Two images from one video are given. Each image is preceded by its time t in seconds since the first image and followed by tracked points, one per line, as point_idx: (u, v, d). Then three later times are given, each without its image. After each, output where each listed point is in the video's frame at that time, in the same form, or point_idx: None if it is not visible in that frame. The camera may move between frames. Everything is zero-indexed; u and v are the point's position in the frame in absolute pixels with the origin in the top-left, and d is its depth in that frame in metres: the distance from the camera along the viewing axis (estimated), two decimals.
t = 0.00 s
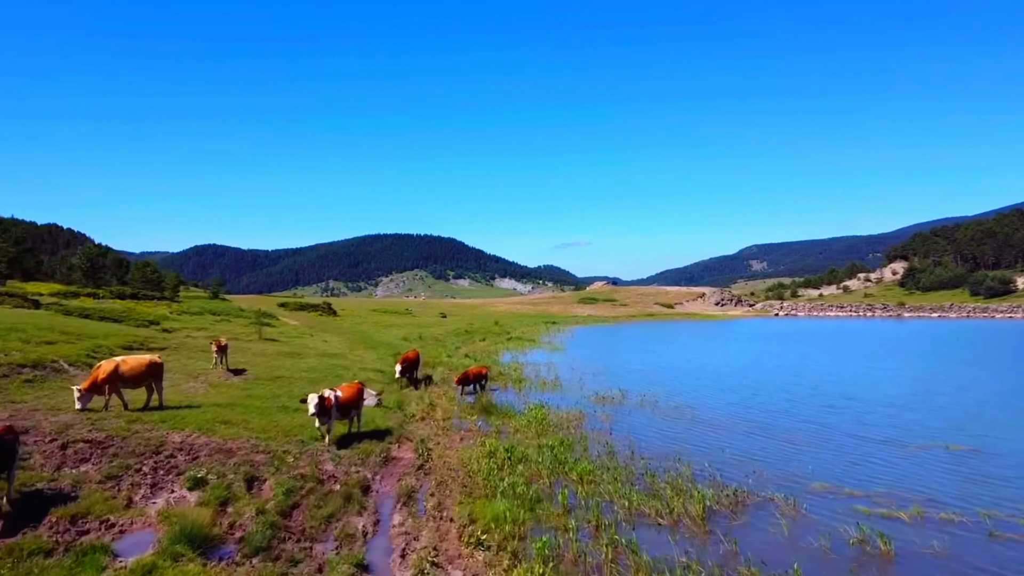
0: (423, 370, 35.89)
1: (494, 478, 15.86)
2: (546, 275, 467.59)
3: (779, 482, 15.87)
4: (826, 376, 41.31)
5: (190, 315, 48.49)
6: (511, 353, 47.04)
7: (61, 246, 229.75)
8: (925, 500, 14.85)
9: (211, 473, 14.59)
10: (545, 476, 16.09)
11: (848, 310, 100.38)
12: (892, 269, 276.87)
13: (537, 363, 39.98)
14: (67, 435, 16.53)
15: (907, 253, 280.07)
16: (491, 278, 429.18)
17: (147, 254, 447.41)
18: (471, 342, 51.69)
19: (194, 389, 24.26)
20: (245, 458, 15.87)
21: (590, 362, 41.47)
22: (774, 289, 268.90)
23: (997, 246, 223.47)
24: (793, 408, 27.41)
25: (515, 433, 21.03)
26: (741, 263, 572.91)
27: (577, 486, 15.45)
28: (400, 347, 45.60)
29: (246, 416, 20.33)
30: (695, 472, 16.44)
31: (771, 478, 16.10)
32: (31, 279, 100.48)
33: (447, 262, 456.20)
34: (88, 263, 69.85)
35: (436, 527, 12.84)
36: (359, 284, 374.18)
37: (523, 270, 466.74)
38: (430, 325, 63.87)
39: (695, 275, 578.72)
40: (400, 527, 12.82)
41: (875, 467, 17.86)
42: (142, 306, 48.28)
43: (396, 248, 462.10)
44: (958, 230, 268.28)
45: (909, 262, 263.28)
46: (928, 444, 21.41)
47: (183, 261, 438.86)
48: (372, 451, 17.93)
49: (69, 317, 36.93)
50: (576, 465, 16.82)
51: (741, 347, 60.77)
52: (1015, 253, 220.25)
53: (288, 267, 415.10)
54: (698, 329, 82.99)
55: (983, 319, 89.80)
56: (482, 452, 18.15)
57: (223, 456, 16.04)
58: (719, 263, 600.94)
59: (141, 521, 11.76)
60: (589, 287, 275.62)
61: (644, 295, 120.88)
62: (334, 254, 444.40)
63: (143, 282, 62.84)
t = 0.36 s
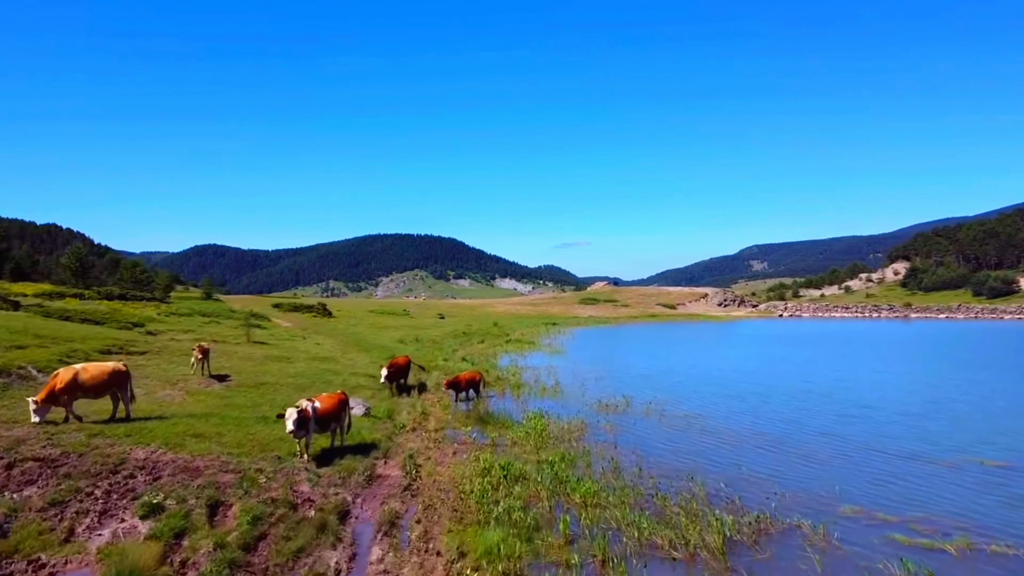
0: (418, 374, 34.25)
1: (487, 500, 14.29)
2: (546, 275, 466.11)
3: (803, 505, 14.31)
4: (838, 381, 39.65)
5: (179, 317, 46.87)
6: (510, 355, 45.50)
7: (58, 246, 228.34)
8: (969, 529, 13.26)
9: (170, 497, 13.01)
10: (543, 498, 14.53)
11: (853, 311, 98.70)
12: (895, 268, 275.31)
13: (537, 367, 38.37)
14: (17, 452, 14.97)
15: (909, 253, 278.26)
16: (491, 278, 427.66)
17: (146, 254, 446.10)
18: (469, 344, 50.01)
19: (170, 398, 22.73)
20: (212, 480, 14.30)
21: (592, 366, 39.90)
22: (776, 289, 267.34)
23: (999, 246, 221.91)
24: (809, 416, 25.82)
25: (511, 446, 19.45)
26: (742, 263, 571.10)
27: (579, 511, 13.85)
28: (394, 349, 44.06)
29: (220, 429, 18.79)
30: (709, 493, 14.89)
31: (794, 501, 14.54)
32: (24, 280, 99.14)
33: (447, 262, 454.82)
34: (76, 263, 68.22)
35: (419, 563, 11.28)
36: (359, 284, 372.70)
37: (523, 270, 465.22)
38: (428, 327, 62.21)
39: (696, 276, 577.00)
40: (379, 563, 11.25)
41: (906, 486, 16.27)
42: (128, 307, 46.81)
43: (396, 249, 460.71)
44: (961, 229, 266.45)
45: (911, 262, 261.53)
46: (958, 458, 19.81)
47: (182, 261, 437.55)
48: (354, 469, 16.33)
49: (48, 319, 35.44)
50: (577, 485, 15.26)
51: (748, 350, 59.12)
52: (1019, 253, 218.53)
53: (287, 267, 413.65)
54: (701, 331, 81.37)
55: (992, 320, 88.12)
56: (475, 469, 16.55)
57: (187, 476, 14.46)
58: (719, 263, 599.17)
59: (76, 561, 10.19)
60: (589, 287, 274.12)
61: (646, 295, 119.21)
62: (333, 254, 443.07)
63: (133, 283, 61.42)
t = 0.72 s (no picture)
0: (413, 380, 32.67)
1: (478, 528, 12.73)
2: (546, 275, 464.49)
3: (835, 533, 12.74)
4: (851, 385, 38.02)
5: (166, 319, 45.26)
6: (509, 358, 43.92)
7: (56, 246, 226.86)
8: None
9: (116, 528, 11.43)
10: (541, 526, 12.98)
11: (859, 312, 97.04)
12: (897, 268, 273.62)
13: (536, 371, 36.78)
14: None
15: (911, 253, 276.50)
16: (491, 278, 426.02)
17: (145, 254, 444.90)
18: (467, 347, 48.42)
19: (141, 408, 21.20)
20: (169, 506, 12.72)
21: (595, 370, 38.27)
22: (778, 288, 265.67)
23: (1003, 246, 220.18)
24: (826, 425, 24.22)
25: (507, 462, 17.88)
26: (743, 263, 569.33)
27: (583, 542, 12.27)
28: (390, 352, 42.51)
29: (189, 443, 17.22)
30: (728, 519, 13.31)
31: (824, 529, 12.96)
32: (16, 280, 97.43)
33: (447, 262, 453.35)
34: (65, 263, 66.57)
35: None
36: (358, 284, 371.32)
37: (524, 270, 463.59)
38: (425, 328, 60.57)
39: (696, 276, 575.26)
40: None
41: (944, 509, 14.69)
42: (115, 309, 45.28)
43: (395, 249, 459.28)
44: (964, 229, 264.74)
45: (914, 262, 259.77)
46: (994, 475, 18.21)
47: (182, 261, 436.35)
48: (332, 491, 14.73)
49: (26, 321, 33.93)
50: (578, 508, 13.71)
51: (753, 352, 57.46)
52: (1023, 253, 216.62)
53: (287, 267, 412.11)
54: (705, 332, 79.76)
55: (1001, 321, 86.34)
56: (467, 489, 14.95)
57: (142, 502, 12.89)
58: (720, 263, 597.41)
59: None
60: (590, 287, 272.48)
61: (649, 296, 116.78)
62: (334, 254, 441.92)
63: (122, 284, 59.95)
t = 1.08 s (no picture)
0: (406, 385, 31.06)
1: (468, 565, 11.14)
2: (546, 275, 462.92)
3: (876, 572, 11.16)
4: (864, 391, 36.43)
5: (152, 321, 43.59)
6: (508, 362, 42.32)
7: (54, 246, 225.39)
8: None
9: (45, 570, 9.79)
10: (540, 562, 11.39)
11: (864, 313, 95.36)
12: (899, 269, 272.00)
13: (536, 375, 35.18)
14: None
15: (914, 253, 274.75)
16: (491, 278, 424.41)
17: (143, 254, 443.25)
18: (464, 349, 46.81)
19: (109, 419, 19.55)
20: (116, 539, 11.11)
21: (597, 375, 36.68)
22: (779, 289, 264.04)
23: (1005, 246, 218.71)
24: (846, 437, 22.65)
25: (503, 481, 16.31)
26: (744, 263, 567.65)
27: None
28: (383, 355, 40.91)
29: (153, 460, 15.60)
30: (752, 553, 11.76)
31: (862, 565, 11.40)
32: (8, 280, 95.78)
33: (447, 262, 451.83)
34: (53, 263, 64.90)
35: None
36: (358, 284, 369.66)
37: (524, 270, 462.09)
38: (421, 330, 58.90)
39: (697, 276, 573.54)
40: None
41: (993, 540, 13.12)
42: (98, 311, 43.58)
43: (395, 249, 457.61)
44: (967, 229, 263.07)
45: (916, 262, 258.01)
46: None
47: (181, 261, 434.67)
48: (306, 517, 13.13)
49: None
50: (583, 539, 12.13)
51: (759, 355, 55.82)
52: None
53: (287, 267, 410.48)
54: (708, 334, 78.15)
55: (1009, 322, 84.86)
56: (457, 515, 13.35)
57: (85, 534, 11.26)
58: (721, 263, 595.68)
59: None
60: (590, 288, 270.92)
61: (651, 297, 115.23)
62: (333, 254, 440.30)
63: (109, 285, 58.09)
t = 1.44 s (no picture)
0: (398, 391, 29.47)
1: None
2: (547, 275, 461.27)
3: None
4: (879, 394, 34.79)
5: (138, 323, 41.97)
6: (506, 365, 40.70)
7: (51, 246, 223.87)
8: None
9: None
10: None
11: (870, 314, 93.61)
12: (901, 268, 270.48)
13: (536, 380, 33.61)
14: None
15: (916, 253, 272.88)
16: (492, 278, 422.80)
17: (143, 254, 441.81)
18: (462, 352, 45.13)
19: (70, 432, 17.98)
20: None
21: (599, 379, 35.06)
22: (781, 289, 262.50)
23: (1008, 246, 217.29)
24: (868, 450, 21.05)
25: (498, 503, 14.72)
26: (745, 263, 565.79)
27: None
28: (377, 358, 39.33)
29: (108, 481, 14.02)
30: None
31: None
32: None
33: (447, 262, 450.37)
34: (41, 263, 63.36)
35: None
36: (358, 284, 368.31)
37: (524, 269, 460.43)
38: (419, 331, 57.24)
39: (698, 276, 571.59)
40: None
41: None
42: (81, 313, 42.00)
43: (395, 249, 456.17)
44: (970, 229, 261.10)
45: (919, 262, 256.26)
46: None
47: (180, 262, 433.23)
48: (272, 551, 11.50)
49: None
50: None
51: (766, 357, 54.18)
52: None
53: (287, 267, 409.02)
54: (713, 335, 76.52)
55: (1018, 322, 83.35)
56: (444, 546, 11.73)
57: None
58: (722, 263, 593.90)
59: None
60: (589, 287, 269.15)
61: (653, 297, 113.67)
62: (333, 254, 438.86)
63: (96, 285, 56.41)
